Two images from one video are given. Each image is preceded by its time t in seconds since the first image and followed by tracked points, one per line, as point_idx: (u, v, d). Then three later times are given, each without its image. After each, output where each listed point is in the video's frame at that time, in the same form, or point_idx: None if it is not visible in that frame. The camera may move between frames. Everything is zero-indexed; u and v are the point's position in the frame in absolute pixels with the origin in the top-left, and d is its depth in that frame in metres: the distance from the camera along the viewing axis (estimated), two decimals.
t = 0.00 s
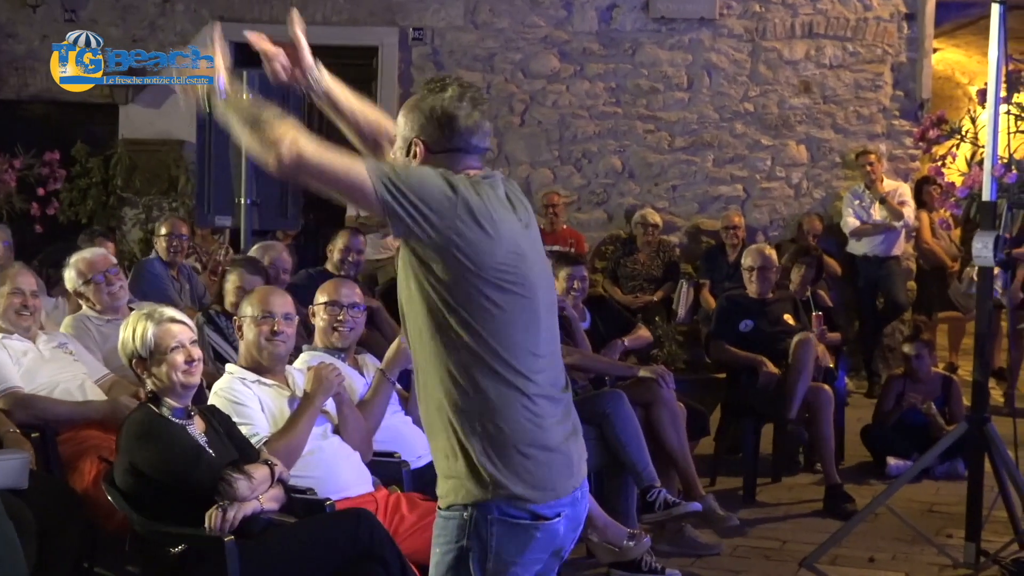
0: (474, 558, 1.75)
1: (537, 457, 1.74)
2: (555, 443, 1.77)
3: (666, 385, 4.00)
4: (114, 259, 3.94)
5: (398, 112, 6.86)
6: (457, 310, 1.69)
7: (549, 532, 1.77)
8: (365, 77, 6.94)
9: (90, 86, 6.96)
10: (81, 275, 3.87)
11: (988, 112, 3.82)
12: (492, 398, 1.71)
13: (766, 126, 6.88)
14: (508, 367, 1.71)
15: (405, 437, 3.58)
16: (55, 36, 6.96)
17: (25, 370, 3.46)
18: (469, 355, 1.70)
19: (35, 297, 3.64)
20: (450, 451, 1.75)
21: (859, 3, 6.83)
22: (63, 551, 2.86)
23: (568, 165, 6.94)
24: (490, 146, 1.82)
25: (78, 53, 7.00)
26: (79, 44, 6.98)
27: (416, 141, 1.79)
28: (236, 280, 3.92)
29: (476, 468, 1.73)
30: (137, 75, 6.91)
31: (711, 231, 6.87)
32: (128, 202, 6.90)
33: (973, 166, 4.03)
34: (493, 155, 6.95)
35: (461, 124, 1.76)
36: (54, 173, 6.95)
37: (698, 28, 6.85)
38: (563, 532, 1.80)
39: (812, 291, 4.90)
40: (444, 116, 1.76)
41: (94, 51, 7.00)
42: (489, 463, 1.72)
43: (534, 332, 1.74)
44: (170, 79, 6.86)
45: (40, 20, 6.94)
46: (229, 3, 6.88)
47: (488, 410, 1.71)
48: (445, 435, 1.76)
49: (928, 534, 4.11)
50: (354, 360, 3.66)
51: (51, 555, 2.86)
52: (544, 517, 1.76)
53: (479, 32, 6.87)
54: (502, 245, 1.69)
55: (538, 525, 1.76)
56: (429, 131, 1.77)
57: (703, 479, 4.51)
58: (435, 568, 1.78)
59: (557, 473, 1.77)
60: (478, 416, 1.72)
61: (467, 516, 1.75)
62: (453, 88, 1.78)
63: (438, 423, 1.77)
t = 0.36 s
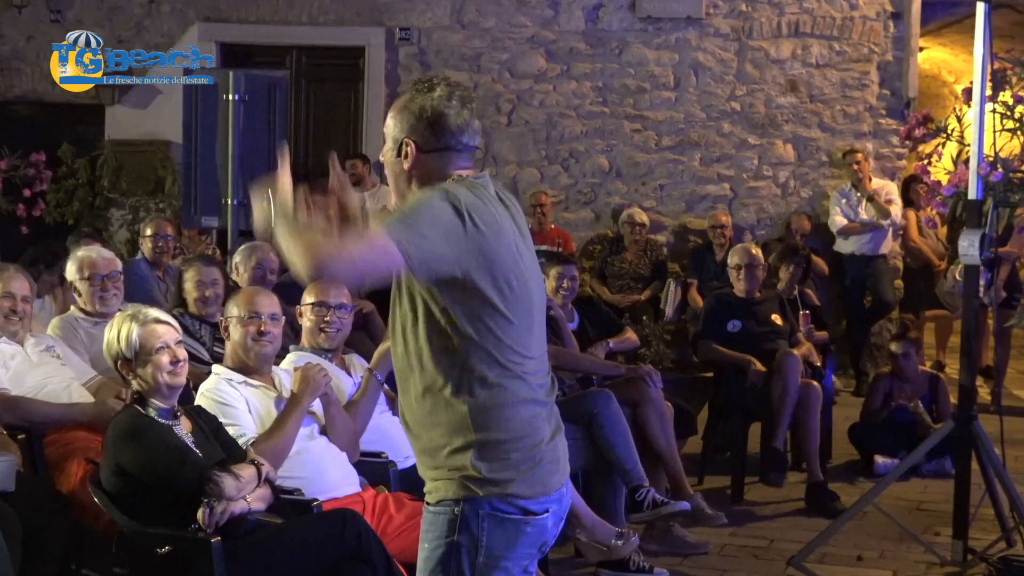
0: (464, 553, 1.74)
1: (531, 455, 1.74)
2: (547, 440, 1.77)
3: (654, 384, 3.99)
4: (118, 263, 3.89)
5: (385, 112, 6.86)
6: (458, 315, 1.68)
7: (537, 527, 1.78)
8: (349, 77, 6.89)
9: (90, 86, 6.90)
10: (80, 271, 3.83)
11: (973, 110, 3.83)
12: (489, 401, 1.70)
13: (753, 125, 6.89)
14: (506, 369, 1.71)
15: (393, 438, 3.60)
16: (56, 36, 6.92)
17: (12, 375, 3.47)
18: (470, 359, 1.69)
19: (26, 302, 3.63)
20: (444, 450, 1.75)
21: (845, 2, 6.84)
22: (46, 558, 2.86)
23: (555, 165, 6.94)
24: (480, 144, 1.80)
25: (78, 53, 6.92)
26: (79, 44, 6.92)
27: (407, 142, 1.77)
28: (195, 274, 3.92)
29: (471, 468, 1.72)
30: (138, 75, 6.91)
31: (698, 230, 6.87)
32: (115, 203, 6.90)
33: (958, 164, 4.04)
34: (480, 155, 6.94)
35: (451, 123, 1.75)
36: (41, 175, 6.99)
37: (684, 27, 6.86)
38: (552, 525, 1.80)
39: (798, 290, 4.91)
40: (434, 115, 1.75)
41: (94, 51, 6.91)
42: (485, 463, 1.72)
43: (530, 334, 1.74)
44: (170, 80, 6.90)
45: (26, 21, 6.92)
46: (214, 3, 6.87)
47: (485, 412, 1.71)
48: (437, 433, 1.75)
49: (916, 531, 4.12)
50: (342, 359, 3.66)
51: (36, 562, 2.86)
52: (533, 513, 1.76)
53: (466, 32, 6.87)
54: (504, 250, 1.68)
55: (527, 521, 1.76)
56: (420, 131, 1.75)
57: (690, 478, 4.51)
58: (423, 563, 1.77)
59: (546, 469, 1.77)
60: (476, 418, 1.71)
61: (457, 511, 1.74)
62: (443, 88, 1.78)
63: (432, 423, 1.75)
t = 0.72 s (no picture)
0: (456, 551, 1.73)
1: (523, 455, 1.74)
2: (539, 439, 1.76)
3: (654, 384, 3.99)
4: (125, 266, 3.91)
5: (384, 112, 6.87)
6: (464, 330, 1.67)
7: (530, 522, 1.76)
8: (350, 76, 6.90)
9: (90, 86, 6.91)
10: (88, 269, 3.85)
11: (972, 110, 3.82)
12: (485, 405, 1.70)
13: (752, 125, 6.89)
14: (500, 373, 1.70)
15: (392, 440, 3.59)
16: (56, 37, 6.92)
17: (12, 374, 3.46)
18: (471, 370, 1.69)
19: (24, 301, 3.61)
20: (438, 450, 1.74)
21: (844, 2, 6.85)
22: (45, 560, 2.84)
23: (555, 164, 6.94)
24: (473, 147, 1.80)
25: (78, 53, 6.92)
26: (79, 44, 6.91)
27: (401, 142, 1.75)
28: (172, 276, 3.98)
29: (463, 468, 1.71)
30: (138, 75, 6.91)
31: (698, 230, 6.88)
32: (115, 203, 6.91)
33: (958, 164, 4.02)
34: (480, 154, 6.94)
35: (447, 127, 1.74)
36: (41, 175, 6.97)
37: (684, 27, 6.86)
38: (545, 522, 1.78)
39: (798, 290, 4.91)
40: (430, 117, 1.74)
41: (94, 51, 6.91)
42: (477, 463, 1.71)
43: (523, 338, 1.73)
44: (170, 80, 6.90)
45: (25, 21, 6.92)
46: (213, 3, 6.87)
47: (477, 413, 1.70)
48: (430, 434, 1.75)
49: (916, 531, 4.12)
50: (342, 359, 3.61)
51: (36, 563, 2.84)
52: (524, 510, 1.74)
53: (465, 32, 6.87)
54: (503, 260, 1.68)
55: (518, 518, 1.74)
56: (417, 132, 1.74)
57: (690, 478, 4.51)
58: (416, 562, 1.75)
59: (539, 467, 1.76)
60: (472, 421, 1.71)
61: (450, 509, 1.73)
62: (440, 91, 1.77)
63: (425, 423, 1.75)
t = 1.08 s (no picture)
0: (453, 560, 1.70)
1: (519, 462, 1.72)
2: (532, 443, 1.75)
3: (654, 384, 3.98)
4: (128, 265, 3.91)
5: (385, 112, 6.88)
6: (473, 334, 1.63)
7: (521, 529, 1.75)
8: (350, 76, 6.90)
9: (90, 86, 6.90)
10: (89, 269, 3.85)
11: (973, 110, 3.82)
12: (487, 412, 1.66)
13: (752, 125, 6.89)
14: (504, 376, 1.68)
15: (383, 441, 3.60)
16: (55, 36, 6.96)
17: (12, 374, 3.46)
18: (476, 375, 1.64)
19: (23, 300, 3.61)
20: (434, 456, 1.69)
21: (845, 2, 6.85)
22: (45, 561, 2.83)
23: (555, 164, 6.94)
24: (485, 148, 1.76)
25: (78, 53, 7.00)
26: (79, 44, 6.98)
27: (426, 136, 1.68)
28: (179, 274, 3.99)
29: (465, 474, 1.67)
30: (138, 75, 6.90)
31: (698, 230, 6.88)
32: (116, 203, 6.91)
33: (958, 164, 4.03)
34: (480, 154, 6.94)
35: (474, 127, 1.70)
36: (41, 174, 6.97)
37: (684, 27, 6.86)
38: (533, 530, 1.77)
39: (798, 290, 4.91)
40: (456, 114, 1.69)
41: (94, 51, 6.97)
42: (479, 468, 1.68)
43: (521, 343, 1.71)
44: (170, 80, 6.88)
45: (25, 21, 6.93)
46: (213, 4, 6.87)
47: (482, 418, 1.66)
48: (425, 441, 1.69)
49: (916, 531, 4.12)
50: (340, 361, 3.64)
51: (35, 564, 2.83)
52: (521, 515, 1.74)
53: (465, 32, 6.87)
54: (507, 265, 1.64)
55: (515, 523, 1.74)
56: (444, 126, 1.68)
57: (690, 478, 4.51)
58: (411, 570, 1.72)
59: (531, 472, 1.76)
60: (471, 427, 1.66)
61: (447, 517, 1.70)
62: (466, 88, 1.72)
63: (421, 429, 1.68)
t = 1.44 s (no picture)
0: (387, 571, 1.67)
1: (453, 472, 1.71)
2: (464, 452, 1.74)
3: (656, 384, 3.98)
4: (131, 264, 3.90)
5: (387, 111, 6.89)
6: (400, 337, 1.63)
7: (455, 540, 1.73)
8: (353, 75, 6.91)
9: (90, 87, 6.90)
10: (92, 267, 3.84)
11: (975, 111, 3.82)
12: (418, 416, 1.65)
13: (755, 125, 6.89)
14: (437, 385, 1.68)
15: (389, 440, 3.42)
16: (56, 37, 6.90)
17: (14, 373, 3.46)
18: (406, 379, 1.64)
19: (26, 299, 3.59)
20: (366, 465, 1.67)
21: (847, 3, 6.85)
22: (46, 561, 2.84)
23: (557, 164, 6.94)
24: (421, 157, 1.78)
25: (78, 53, 6.91)
26: (79, 44, 6.91)
27: (361, 144, 1.71)
28: (181, 274, 3.98)
29: (398, 484, 1.66)
30: (137, 75, 6.91)
31: (700, 231, 6.89)
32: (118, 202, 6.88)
33: (961, 164, 4.03)
34: (483, 154, 6.93)
35: (407, 135, 1.73)
36: (43, 173, 6.93)
37: (686, 27, 6.86)
38: (464, 539, 1.75)
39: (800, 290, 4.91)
40: (389, 123, 1.72)
41: (94, 52, 6.91)
42: (416, 479, 1.67)
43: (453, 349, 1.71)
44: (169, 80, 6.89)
45: (28, 20, 6.92)
46: (216, 3, 6.87)
47: (414, 424, 1.65)
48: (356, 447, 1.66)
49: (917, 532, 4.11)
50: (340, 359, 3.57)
51: (36, 564, 2.84)
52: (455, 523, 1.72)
53: (468, 32, 6.87)
54: (434, 270, 1.66)
55: (450, 531, 1.71)
56: (378, 134, 1.71)
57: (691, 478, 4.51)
58: None
59: (465, 481, 1.74)
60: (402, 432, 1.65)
61: (380, 525, 1.66)
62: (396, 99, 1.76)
63: (353, 438, 1.67)
